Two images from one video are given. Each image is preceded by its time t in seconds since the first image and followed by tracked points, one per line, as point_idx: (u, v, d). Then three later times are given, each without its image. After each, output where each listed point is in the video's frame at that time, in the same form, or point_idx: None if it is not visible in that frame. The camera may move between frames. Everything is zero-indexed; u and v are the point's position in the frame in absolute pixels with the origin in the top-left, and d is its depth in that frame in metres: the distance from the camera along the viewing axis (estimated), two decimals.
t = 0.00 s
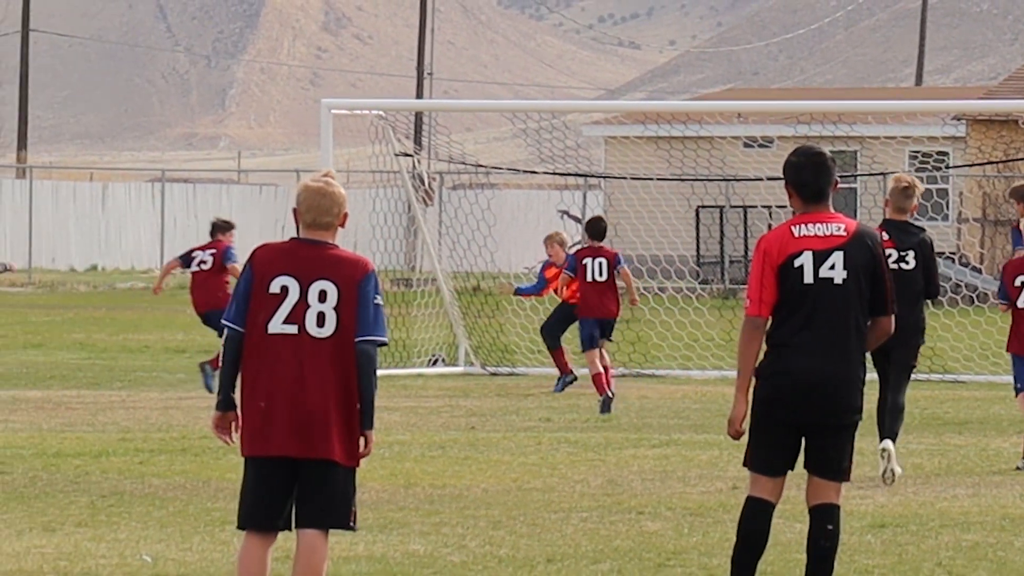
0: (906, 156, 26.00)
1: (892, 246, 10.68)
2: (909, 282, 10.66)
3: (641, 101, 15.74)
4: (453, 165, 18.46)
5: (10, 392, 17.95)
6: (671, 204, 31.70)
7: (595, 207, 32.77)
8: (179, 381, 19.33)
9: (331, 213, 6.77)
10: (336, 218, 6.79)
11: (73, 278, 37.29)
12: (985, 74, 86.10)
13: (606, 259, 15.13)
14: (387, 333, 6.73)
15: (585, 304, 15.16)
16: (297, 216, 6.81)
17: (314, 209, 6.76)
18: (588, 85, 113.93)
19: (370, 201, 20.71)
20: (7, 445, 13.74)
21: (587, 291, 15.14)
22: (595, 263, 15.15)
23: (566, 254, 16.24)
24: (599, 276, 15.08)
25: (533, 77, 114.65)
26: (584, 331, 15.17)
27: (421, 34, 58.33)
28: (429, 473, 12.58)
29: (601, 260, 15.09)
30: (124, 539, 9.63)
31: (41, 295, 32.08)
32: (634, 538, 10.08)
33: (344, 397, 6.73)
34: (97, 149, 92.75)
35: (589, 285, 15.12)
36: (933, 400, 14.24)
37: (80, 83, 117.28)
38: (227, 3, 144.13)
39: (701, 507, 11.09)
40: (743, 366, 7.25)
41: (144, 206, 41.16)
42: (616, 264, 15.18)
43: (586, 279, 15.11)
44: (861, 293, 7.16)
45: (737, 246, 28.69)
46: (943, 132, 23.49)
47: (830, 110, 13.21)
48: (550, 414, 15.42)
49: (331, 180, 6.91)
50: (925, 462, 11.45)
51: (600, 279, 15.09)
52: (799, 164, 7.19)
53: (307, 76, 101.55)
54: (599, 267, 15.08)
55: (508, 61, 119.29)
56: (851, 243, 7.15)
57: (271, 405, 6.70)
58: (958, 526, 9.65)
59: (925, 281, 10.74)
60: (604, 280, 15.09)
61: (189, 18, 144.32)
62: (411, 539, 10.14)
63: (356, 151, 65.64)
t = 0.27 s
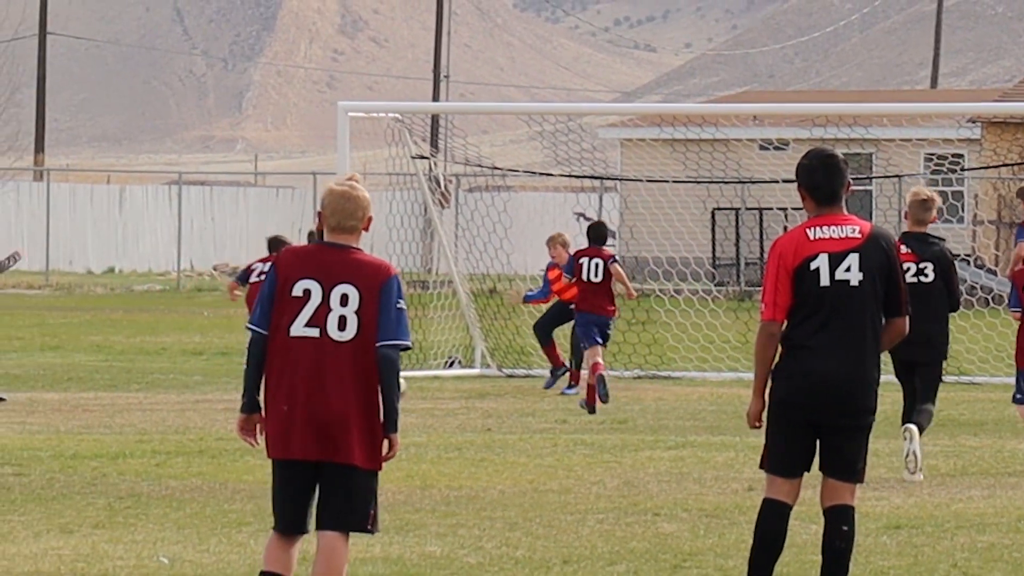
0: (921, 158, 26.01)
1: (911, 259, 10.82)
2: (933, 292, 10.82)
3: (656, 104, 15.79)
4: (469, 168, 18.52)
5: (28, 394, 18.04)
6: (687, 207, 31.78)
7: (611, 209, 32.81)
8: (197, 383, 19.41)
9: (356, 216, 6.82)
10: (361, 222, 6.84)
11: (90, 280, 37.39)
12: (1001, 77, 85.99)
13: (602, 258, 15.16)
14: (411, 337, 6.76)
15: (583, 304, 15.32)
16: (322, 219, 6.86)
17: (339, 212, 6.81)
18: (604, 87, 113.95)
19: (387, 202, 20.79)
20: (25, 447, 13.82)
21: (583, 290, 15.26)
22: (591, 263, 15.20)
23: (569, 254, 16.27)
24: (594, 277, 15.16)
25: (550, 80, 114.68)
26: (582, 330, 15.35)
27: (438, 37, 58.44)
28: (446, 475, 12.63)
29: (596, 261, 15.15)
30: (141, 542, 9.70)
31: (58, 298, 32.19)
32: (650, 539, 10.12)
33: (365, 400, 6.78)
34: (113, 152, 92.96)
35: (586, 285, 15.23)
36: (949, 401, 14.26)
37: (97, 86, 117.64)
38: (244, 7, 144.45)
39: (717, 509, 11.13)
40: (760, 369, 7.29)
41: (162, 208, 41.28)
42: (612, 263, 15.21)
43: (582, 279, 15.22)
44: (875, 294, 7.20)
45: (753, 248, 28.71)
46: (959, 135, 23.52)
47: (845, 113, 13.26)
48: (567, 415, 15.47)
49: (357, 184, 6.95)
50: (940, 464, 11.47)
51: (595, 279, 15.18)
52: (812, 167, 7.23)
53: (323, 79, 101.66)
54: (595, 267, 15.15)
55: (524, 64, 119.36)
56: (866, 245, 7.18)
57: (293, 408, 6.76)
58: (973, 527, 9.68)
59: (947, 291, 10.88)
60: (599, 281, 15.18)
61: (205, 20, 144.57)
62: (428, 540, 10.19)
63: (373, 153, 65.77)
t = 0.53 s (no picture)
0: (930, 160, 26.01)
1: (924, 258, 10.81)
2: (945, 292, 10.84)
3: (666, 106, 15.80)
4: (479, 170, 18.55)
5: (39, 396, 18.10)
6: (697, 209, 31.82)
7: (621, 211, 32.87)
8: (207, 385, 19.48)
9: (372, 220, 6.84)
10: (377, 226, 6.86)
11: (101, 282, 37.47)
12: (1010, 78, 85.95)
13: (600, 272, 15.21)
14: (426, 340, 6.79)
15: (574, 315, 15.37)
16: (339, 223, 6.90)
17: (355, 217, 6.84)
18: (614, 89, 114.01)
19: (397, 205, 20.82)
20: (36, 450, 13.88)
21: (577, 303, 15.29)
22: (588, 274, 15.24)
23: (568, 259, 16.24)
24: (591, 290, 15.21)
25: (559, 82, 114.74)
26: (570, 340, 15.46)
27: (449, 40, 58.54)
28: (456, 477, 12.68)
29: (594, 274, 15.20)
30: (151, 543, 9.74)
31: (68, 300, 32.27)
32: (660, 541, 10.15)
33: (377, 402, 6.81)
34: (124, 155, 93.13)
35: (580, 296, 15.28)
36: (958, 403, 14.28)
37: (108, 89, 117.89)
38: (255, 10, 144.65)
39: (726, 510, 11.16)
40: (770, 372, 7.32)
41: (172, 211, 41.36)
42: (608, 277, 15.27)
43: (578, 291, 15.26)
44: (885, 297, 7.23)
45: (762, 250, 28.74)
46: (968, 137, 23.52)
47: (855, 116, 13.27)
48: (577, 417, 15.50)
49: (374, 189, 6.98)
50: (949, 466, 11.49)
51: (590, 291, 15.24)
52: (821, 169, 7.26)
53: (333, 81, 101.81)
54: (591, 281, 15.21)
55: (534, 67, 119.45)
56: (876, 247, 7.21)
57: (306, 411, 6.79)
58: (981, 529, 9.70)
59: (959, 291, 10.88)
60: (595, 294, 15.25)
61: (216, 23, 144.76)
62: (438, 542, 10.22)
63: (383, 155, 65.85)
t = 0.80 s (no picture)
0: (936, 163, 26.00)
1: (935, 252, 10.77)
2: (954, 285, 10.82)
3: (672, 109, 15.80)
4: (485, 173, 18.55)
5: (45, 399, 18.12)
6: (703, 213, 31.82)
7: (628, 214, 32.87)
8: (214, 388, 19.50)
9: (384, 224, 6.85)
10: (389, 230, 6.87)
11: (108, 285, 37.49)
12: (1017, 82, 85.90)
13: (593, 268, 15.27)
14: (436, 344, 6.79)
15: (570, 314, 15.32)
16: (350, 226, 6.90)
17: (366, 220, 6.85)
18: (621, 92, 114.06)
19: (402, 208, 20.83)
20: (43, 452, 13.89)
21: (572, 302, 15.25)
22: (581, 272, 15.27)
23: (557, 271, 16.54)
24: (586, 285, 15.22)
25: (566, 86, 114.77)
26: (567, 341, 15.41)
27: (456, 43, 58.57)
28: (462, 480, 12.69)
29: (588, 271, 15.24)
30: (156, 546, 9.76)
31: (74, 303, 32.29)
32: (666, 544, 10.16)
33: (385, 405, 6.81)
34: (132, 158, 93.27)
35: (576, 295, 15.27)
36: (964, 406, 14.27)
37: (116, 92, 118.05)
38: (262, 13, 144.78)
39: (732, 513, 11.16)
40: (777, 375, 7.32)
41: (179, 214, 41.40)
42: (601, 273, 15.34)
43: (574, 289, 15.26)
44: (891, 301, 7.23)
45: (768, 253, 28.74)
46: (974, 141, 23.51)
47: (861, 119, 13.26)
48: (583, 420, 15.51)
49: (386, 191, 6.99)
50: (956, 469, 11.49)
51: (586, 288, 15.26)
52: (827, 172, 7.26)
53: (341, 84, 101.89)
54: (587, 277, 15.24)
55: (541, 71, 119.52)
56: (882, 251, 7.21)
57: (314, 413, 6.81)
58: (987, 532, 9.70)
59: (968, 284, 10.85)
60: (591, 290, 15.26)
61: (223, 27, 144.84)
62: (444, 544, 10.23)
63: (390, 158, 65.91)
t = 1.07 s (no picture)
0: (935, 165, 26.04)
1: (938, 253, 10.80)
2: (958, 287, 10.82)
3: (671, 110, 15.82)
4: (484, 175, 18.57)
5: (44, 401, 18.13)
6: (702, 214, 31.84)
7: (626, 216, 32.90)
8: (213, 390, 19.51)
9: (387, 226, 6.88)
10: (392, 232, 6.90)
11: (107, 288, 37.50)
12: (1014, 83, 86.03)
13: (578, 266, 15.28)
14: (439, 347, 6.81)
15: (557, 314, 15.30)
16: (354, 228, 6.92)
17: (371, 222, 6.88)
18: (620, 94, 114.17)
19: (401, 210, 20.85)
20: (42, 454, 13.91)
21: (560, 301, 15.25)
22: (566, 270, 15.27)
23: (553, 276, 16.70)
24: (572, 283, 15.22)
25: (565, 87, 114.85)
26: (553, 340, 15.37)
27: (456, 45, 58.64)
28: (461, 481, 12.71)
29: (573, 269, 15.24)
30: (156, 548, 9.77)
31: (73, 305, 32.31)
32: (665, 545, 10.17)
33: (386, 407, 6.82)
34: (130, 160, 93.32)
35: (562, 293, 15.26)
36: (962, 408, 14.30)
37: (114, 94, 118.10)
38: (261, 16, 144.84)
39: (731, 515, 11.18)
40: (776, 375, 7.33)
41: (178, 216, 41.41)
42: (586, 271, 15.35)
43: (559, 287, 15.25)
44: (889, 303, 7.25)
45: (767, 254, 28.78)
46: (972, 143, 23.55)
47: (860, 120, 13.28)
48: (582, 421, 15.53)
49: (390, 194, 7.00)
50: (954, 471, 11.51)
51: (571, 286, 15.25)
52: (826, 173, 7.27)
53: (339, 86, 101.95)
54: (572, 275, 15.24)
55: (539, 73, 119.61)
56: (882, 253, 7.22)
57: (316, 413, 6.82)
58: (986, 533, 9.71)
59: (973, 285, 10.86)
60: (576, 288, 15.26)
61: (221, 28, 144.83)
62: (443, 546, 10.25)
63: (389, 160, 65.97)
